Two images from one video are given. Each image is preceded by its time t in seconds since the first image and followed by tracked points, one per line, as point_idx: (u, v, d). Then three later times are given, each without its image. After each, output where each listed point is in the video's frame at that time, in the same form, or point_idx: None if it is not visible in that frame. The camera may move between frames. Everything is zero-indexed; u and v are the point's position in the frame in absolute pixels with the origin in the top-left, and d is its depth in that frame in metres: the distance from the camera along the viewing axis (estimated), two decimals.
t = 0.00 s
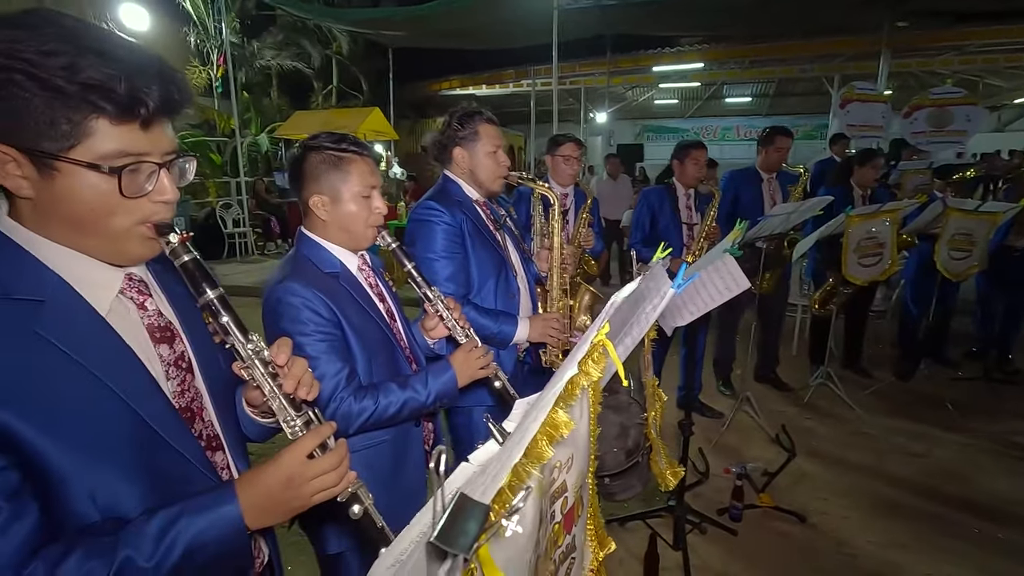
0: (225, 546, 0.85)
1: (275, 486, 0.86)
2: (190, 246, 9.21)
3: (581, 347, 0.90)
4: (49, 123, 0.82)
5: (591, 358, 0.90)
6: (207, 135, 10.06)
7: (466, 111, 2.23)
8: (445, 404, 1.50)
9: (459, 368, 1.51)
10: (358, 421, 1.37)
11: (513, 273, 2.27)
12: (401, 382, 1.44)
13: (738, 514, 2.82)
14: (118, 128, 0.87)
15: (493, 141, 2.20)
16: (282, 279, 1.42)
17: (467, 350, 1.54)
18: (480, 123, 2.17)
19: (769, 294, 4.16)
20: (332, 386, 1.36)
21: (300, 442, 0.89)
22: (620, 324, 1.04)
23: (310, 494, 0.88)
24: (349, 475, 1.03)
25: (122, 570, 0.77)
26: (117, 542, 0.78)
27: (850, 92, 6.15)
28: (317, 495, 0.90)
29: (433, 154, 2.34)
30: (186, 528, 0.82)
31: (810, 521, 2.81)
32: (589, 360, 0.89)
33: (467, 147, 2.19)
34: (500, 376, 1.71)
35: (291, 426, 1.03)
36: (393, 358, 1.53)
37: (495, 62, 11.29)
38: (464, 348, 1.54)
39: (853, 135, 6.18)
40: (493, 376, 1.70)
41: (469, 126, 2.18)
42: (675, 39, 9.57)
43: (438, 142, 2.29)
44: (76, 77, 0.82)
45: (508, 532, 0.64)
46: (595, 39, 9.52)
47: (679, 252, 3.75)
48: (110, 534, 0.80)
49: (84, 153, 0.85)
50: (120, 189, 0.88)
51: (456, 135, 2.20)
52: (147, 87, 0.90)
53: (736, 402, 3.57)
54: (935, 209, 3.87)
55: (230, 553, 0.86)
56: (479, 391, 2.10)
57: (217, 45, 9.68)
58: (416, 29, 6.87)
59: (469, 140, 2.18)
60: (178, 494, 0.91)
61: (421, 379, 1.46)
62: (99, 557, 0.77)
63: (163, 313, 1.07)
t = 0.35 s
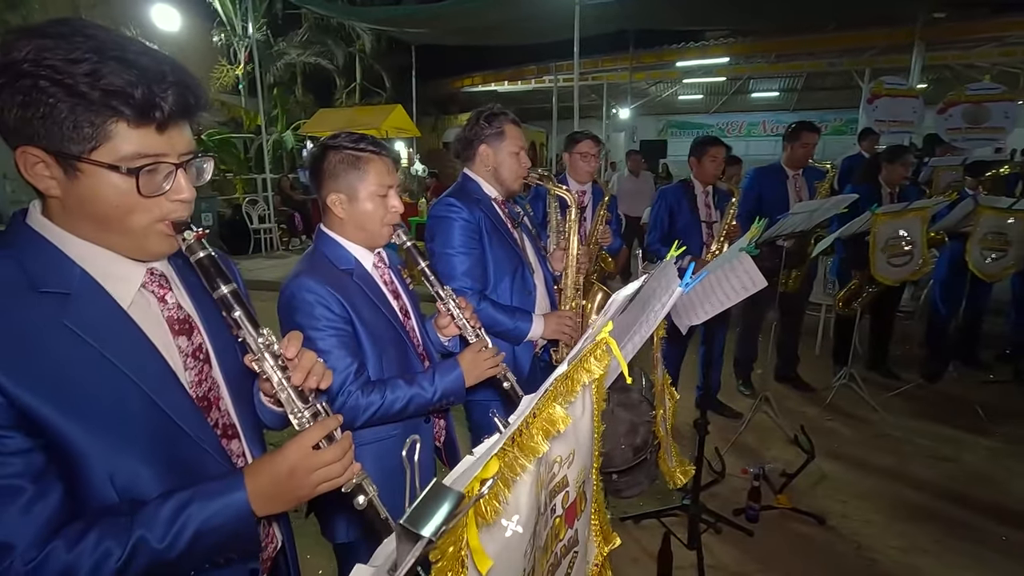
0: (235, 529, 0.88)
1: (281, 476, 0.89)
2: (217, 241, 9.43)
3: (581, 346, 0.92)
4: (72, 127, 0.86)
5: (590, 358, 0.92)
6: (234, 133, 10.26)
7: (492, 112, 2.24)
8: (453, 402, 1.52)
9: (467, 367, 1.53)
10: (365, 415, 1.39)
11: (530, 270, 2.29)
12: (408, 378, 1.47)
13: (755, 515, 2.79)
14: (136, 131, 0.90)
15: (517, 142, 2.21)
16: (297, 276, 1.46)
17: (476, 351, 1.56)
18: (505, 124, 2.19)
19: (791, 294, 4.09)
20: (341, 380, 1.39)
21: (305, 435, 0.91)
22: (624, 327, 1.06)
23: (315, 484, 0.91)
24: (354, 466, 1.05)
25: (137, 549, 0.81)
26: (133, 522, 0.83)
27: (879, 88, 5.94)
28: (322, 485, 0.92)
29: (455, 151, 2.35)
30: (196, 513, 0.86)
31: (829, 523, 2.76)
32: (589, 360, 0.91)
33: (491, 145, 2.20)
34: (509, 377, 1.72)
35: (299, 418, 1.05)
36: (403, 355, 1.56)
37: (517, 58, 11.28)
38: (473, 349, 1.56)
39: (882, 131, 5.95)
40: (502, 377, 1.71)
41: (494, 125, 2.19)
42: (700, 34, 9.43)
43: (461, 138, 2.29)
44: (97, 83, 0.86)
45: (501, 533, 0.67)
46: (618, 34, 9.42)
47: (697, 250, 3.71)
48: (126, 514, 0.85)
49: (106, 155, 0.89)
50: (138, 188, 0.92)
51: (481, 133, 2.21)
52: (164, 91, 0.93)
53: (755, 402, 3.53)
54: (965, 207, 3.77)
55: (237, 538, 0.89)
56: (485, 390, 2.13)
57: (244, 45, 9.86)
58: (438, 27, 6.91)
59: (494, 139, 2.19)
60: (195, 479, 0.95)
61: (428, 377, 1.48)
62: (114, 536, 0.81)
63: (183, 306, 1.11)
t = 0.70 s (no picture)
0: (248, 521, 0.89)
1: (293, 471, 0.90)
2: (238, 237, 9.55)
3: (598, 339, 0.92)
4: (102, 123, 0.88)
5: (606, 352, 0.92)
6: (256, 131, 10.39)
7: (509, 107, 2.24)
8: (453, 409, 1.52)
9: (471, 374, 1.52)
10: (359, 414, 1.40)
11: (546, 268, 2.29)
12: (409, 380, 1.47)
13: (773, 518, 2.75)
14: (162, 129, 0.92)
15: (535, 138, 2.22)
16: (307, 266, 1.48)
17: (482, 358, 1.56)
18: (524, 119, 2.19)
19: (813, 293, 4.02)
20: (343, 373, 1.41)
21: (318, 433, 0.92)
22: (640, 322, 1.06)
23: (324, 483, 0.91)
24: (362, 464, 1.06)
25: (153, 538, 0.83)
26: (149, 512, 0.85)
27: (905, 83, 5.55)
28: (331, 484, 0.93)
29: (472, 145, 2.35)
30: (210, 505, 0.87)
31: (850, 526, 2.71)
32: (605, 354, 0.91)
33: (510, 140, 2.20)
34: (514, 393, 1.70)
35: (311, 416, 1.07)
36: (410, 356, 1.56)
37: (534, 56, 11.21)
38: (480, 357, 1.56)
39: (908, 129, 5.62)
40: (505, 391, 1.68)
41: (513, 120, 2.19)
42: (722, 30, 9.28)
43: (478, 131, 2.27)
44: (126, 82, 0.88)
45: (514, 525, 0.67)
46: (637, 31, 9.32)
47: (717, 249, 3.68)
48: (144, 504, 0.87)
49: (133, 152, 0.91)
50: (164, 184, 0.93)
51: (500, 128, 2.21)
52: (190, 90, 0.95)
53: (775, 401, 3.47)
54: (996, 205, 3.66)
55: (248, 530, 0.90)
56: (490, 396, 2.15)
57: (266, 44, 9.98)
58: (456, 25, 6.92)
59: (512, 134, 2.19)
60: (213, 471, 0.97)
61: (427, 381, 1.48)
62: (132, 525, 0.83)
63: (204, 298, 1.13)
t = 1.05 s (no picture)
0: (264, 514, 0.90)
1: (311, 464, 0.90)
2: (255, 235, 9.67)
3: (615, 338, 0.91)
4: (114, 118, 0.89)
5: (624, 350, 0.91)
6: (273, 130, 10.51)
7: (527, 103, 2.22)
8: (473, 406, 1.53)
9: (491, 371, 1.53)
10: (383, 413, 1.41)
11: (563, 266, 2.29)
12: (431, 378, 1.48)
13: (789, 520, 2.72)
14: (173, 122, 0.93)
15: (553, 136, 2.22)
16: (328, 265, 1.49)
17: (501, 356, 1.57)
18: (543, 117, 2.18)
19: (831, 293, 3.97)
20: (365, 372, 1.41)
21: (336, 424, 0.92)
22: (657, 320, 1.05)
23: (342, 475, 0.92)
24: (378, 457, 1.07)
25: (172, 530, 0.84)
26: (169, 504, 0.86)
27: (929, 79, 5.41)
28: (349, 475, 0.93)
29: (489, 142, 2.35)
30: (227, 498, 0.88)
31: (868, 530, 2.67)
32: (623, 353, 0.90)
33: (529, 138, 2.20)
34: (529, 387, 1.72)
35: (326, 410, 1.08)
36: (428, 354, 1.57)
37: (549, 54, 11.17)
38: (498, 354, 1.57)
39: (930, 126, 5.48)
40: (523, 390, 1.69)
41: (532, 117, 2.18)
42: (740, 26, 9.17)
43: (497, 128, 2.26)
44: (137, 75, 0.89)
45: (534, 525, 0.66)
46: (654, 28, 9.24)
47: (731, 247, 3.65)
48: (163, 496, 0.88)
49: (146, 145, 0.92)
50: (176, 177, 0.95)
51: (518, 125, 2.20)
52: (201, 83, 0.95)
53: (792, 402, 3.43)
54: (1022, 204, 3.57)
55: (266, 524, 0.91)
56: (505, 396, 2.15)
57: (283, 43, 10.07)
58: (471, 23, 6.93)
59: (531, 132, 2.19)
60: (228, 465, 0.98)
61: (449, 378, 1.49)
62: (151, 517, 0.84)
63: (220, 293, 1.15)
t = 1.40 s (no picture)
0: (297, 501, 0.89)
1: (343, 448, 0.89)
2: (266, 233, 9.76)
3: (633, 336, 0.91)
4: (132, 109, 0.90)
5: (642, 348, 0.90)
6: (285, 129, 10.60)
7: (548, 102, 2.21)
8: (499, 396, 1.53)
9: (515, 364, 1.54)
10: (418, 408, 1.41)
11: (580, 266, 2.28)
12: (459, 372, 1.48)
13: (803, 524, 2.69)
14: (190, 109, 0.94)
15: (574, 135, 2.21)
16: (353, 268, 1.50)
17: (525, 348, 1.58)
18: (563, 116, 2.17)
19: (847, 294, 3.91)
20: (396, 371, 1.42)
21: (366, 406, 0.91)
22: (674, 318, 1.05)
23: (376, 455, 0.91)
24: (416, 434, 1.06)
25: (205, 516, 0.84)
26: (202, 490, 0.86)
27: (950, 76, 5.29)
28: (383, 456, 0.92)
29: (508, 142, 2.34)
30: (259, 488, 0.87)
31: (884, 534, 2.64)
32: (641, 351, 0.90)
33: (548, 137, 2.20)
34: (554, 374, 1.73)
35: (358, 388, 1.07)
36: (454, 351, 1.57)
37: (560, 53, 11.13)
38: (522, 345, 1.57)
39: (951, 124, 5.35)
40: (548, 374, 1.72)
41: (552, 116, 2.18)
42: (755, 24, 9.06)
43: (517, 127, 2.26)
44: (153, 63, 0.90)
45: (552, 521, 0.66)
46: (667, 26, 9.16)
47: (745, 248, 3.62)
48: (195, 484, 0.88)
49: (163, 134, 0.92)
50: (194, 165, 0.95)
51: (538, 124, 2.19)
52: (215, 70, 0.96)
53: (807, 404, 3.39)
54: None
55: (302, 509, 0.89)
56: (530, 386, 2.14)
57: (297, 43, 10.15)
58: (483, 22, 6.93)
59: (551, 132, 2.18)
60: (243, 460, 0.98)
61: (474, 370, 1.50)
62: (184, 504, 0.84)
63: (237, 290, 1.16)
